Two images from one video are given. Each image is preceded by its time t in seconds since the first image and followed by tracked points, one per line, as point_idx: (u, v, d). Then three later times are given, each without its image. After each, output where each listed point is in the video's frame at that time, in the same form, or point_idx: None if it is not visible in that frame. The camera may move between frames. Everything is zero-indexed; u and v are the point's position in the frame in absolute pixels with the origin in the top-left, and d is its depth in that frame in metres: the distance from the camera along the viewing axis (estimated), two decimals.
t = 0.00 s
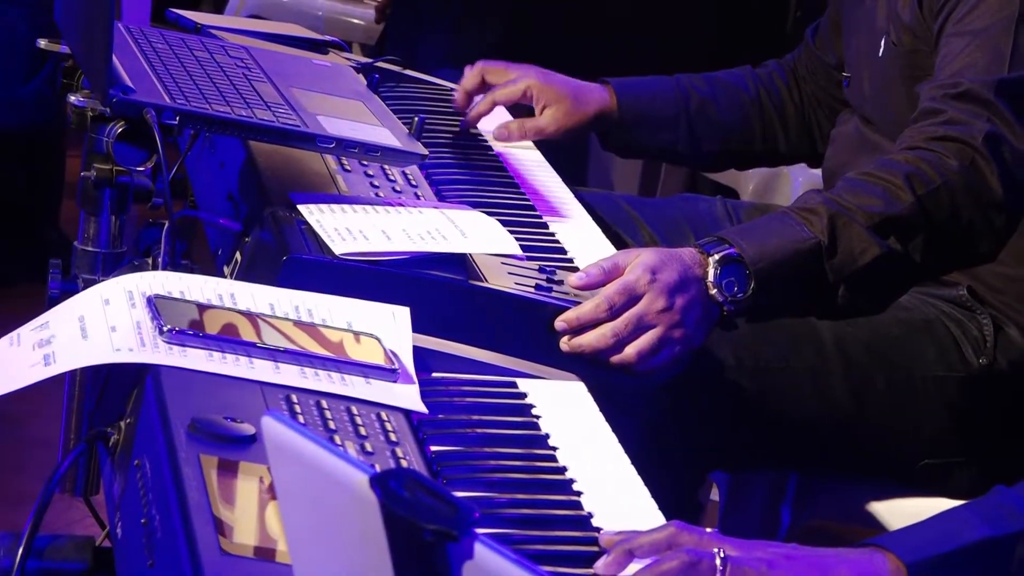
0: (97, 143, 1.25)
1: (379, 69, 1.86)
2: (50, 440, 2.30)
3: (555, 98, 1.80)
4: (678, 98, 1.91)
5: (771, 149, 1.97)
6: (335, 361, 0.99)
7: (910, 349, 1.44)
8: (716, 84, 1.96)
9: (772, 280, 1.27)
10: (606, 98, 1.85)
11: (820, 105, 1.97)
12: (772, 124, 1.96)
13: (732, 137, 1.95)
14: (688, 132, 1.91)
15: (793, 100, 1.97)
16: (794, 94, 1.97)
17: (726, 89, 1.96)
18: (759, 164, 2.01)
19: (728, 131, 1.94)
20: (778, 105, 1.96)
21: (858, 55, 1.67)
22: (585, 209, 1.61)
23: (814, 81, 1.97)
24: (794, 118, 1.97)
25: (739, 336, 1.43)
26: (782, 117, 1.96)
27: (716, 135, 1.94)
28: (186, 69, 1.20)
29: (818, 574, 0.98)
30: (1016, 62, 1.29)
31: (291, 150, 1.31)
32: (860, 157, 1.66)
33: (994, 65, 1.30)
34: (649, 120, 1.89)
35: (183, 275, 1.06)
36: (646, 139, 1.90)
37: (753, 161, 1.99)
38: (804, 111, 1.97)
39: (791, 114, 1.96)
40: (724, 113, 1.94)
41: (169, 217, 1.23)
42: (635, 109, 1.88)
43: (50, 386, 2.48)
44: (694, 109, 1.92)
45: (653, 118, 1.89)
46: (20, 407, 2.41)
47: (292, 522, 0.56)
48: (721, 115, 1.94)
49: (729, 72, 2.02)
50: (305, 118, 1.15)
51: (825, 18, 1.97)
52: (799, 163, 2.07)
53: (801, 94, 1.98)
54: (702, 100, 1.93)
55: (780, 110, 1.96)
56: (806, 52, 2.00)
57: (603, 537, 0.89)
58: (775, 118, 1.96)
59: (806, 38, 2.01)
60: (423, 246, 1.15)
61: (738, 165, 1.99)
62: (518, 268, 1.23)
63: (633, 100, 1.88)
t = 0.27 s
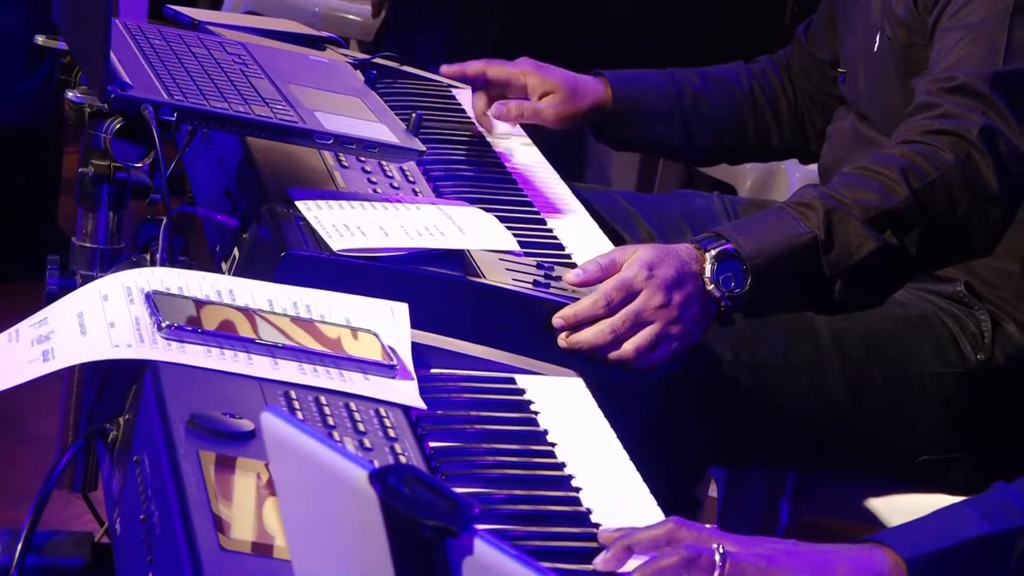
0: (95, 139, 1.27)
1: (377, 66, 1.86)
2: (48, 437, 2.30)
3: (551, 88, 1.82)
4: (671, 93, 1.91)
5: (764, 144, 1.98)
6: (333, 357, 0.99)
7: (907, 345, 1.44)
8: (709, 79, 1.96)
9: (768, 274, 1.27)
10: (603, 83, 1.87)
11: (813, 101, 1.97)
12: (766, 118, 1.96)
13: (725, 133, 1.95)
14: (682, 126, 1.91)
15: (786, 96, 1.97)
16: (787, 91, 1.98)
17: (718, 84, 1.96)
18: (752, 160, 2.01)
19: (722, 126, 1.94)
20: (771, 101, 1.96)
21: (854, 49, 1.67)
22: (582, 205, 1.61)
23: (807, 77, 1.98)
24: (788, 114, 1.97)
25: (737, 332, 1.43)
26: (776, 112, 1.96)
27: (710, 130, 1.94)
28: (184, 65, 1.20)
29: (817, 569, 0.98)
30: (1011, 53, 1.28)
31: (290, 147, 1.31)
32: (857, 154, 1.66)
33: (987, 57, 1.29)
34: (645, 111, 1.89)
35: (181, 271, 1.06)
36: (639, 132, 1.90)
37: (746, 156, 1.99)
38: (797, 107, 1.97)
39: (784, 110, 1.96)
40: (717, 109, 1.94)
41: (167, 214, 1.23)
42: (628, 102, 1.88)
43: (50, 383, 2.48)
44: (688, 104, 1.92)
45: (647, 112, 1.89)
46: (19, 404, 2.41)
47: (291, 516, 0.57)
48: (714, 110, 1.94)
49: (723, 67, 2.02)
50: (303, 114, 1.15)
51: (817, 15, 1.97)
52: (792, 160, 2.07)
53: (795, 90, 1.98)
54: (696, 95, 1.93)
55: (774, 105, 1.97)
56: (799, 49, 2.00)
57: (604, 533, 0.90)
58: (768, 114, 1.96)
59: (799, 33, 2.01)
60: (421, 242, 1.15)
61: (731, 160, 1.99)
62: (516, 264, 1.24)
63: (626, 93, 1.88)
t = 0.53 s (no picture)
0: (98, 135, 1.27)
1: (380, 63, 1.86)
2: (52, 433, 2.30)
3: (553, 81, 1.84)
4: (674, 86, 1.91)
5: (766, 142, 1.98)
6: (337, 354, 0.99)
7: (910, 343, 1.45)
8: (713, 73, 1.96)
9: (771, 272, 1.27)
10: (605, 75, 1.87)
11: (815, 96, 1.97)
12: (768, 114, 1.96)
13: (727, 128, 1.95)
14: (683, 121, 1.91)
15: (789, 91, 1.97)
16: (790, 86, 1.97)
17: (721, 78, 1.96)
18: (753, 154, 2.01)
19: (724, 121, 1.95)
20: (774, 96, 1.96)
21: (858, 47, 1.67)
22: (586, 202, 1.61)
23: (810, 72, 1.97)
24: (790, 109, 1.96)
25: (740, 330, 1.43)
26: (778, 106, 1.96)
27: (711, 125, 1.94)
28: (188, 61, 1.21)
29: (821, 566, 0.98)
30: (1016, 51, 1.29)
31: (294, 144, 1.31)
32: (861, 151, 1.66)
33: (992, 55, 1.30)
34: (644, 103, 1.89)
35: (185, 267, 1.06)
36: (641, 125, 1.90)
37: (747, 152, 1.99)
38: (800, 103, 1.97)
39: (787, 105, 1.96)
40: (720, 103, 1.94)
41: (172, 210, 1.23)
42: (631, 94, 1.88)
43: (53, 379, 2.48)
44: (689, 98, 1.92)
45: (647, 105, 1.89)
46: (21, 402, 2.41)
47: (298, 517, 0.56)
48: (715, 104, 1.94)
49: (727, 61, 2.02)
50: (307, 111, 1.16)
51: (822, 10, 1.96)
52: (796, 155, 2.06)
53: (798, 85, 1.98)
54: (698, 89, 1.93)
55: (776, 100, 1.96)
56: (803, 44, 1.99)
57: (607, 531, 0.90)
58: (771, 110, 1.96)
59: (803, 29, 2.00)
60: (425, 239, 1.15)
61: (732, 155, 1.99)
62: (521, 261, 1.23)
63: (629, 86, 1.88)
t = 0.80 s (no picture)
0: (99, 133, 1.27)
1: (381, 61, 1.86)
2: (54, 431, 2.30)
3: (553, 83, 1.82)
4: (674, 87, 1.90)
5: (767, 141, 1.98)
6: (337, 352, 0.99)
7: (911, 342, 1.45)
8: (713, 74, 1.96)
9: (773, 270, 1.27)
10: (604, 80, 1.87)
11: (819, 93, 1.97)
12: (769, 115, 1.96)
13: (728, 128, 1.95)
14: (684, 122, 1.91)
15: (790, 91, 1.97)
16: (792, 84, 1.97)
17: (722, 79, 1.96)
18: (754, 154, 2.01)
19: (725, 122, 1.95)
20: (775, 97, 1.96)
21: (860, 45, 1.67)
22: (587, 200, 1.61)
23: (814, 70, 1.97)
24: (792, 108, 1.96)
25: (742, 328, 1.43)
26: (779, 106, 1.96)
27: (713, 126, 1.94)
28: (189, 59, 1.21)
29: (821, 563, 0.98)
30: (1018, 50, 1.30)
31: (295, 143, 1.31)
32: (862, 150, 1.66)
33: (994, 54, 1.31)
34: (644, 106, 1.89)
35: (185, 266, 1.06)
36: (641, 127, 1.90)
37: (748, 152, 1.99)
38: (802, 101, 1.97)
39: (788, 104, 1.96)
40: (720, 104, 1.94)
41: (173, 208, 1.23)
42: (631, 99, 1.88)
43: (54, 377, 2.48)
44: (690, 99, 1.91)
45: (647, 107, 1.89)
46: (23, 400, 2.41)
47: (300, 514, 0.56)
48: (716, 104, 1.94)
49: (728, 62, 2.02)
50: (308, 109, 1.16)
51: (826, 8, 1.96)
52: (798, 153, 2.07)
53: (800, 83, 1.98)
54: (699, 90, 1.92)
55: (777, 99, 1.96)
56: (807, 42, 1.99)
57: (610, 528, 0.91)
58: (772, 110, 1.96)
59: (806, 29, 2.00)
60: (426, 237, 1.15)
61: (732, 156, 1.99)
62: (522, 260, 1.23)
63: (629, 90, 1.88)
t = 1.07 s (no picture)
0: (98, 132, 1.27)
1: (381, 59, 1.85)
2: (54, 430, 2.30)
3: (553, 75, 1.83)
4: (674, 76, 1.91)
5: (766, 137, 1.98)
6: (337, 351, 0.99)
7: (910, 341, 1.44)
8: (713, 66, 1.96)
9: (773, 270, 1.26)
10: (603, 70, 1.87)
11: (820, 91, 1.97)
12: (769, 110, 1.96)
13: (727, 122, 1.95)
14: (682, 114, 1.91)
15: (791, 84, 1.97)
16: (792, 79, 1.97)
17: (723, 72, 1.96)
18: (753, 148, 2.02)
19: (724, 114, 1.95)
20: (776, 91, 1.96)
21: (861, 46, 1.67)
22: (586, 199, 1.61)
23: (815, 66, 1.97)
24: (792, 102, 1.96)
25: (741, 327, 1.43)
26: (779, 99, 1.96)
27: (711, 117, 1.94)
28: (188, 58, 1.21)
29: (820, 561, 0.98)
30: (1019, 53, 1.30)
31: (294, 142, 1.31)
32: (863, 150, 1.66)
33: (995, 56, 1.31)
34: (645, 95, 1.89)
35: (185, 264, 1.06)
36: (640, 116, 1.90)
37: (747, 146, 1.99)
38: (802, 95, 1.97)
39: (789, 98, 1.96)
40: (719, 96, 1.94)
41: (171, 207, 1.23)
42: (630, 85, 1.88)
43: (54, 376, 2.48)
44: (690, 89, 1.91)
45: (646, 96, 1.89)
46: (23, 399, 2.41)
47: (299, 513, 0.56)
48: (715, 97, 1.94)
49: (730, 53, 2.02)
50: (306, 107, 1.16)
51: (827, 5, 1.96)
52: (797, 150, 2.06)
53: (801, 78, 1.97)
54: (699, 81, 1.92)
55: (777, 93, 1.96)
56: (808, 39, 1.99)
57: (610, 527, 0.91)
58: (772, 107, 1.96)
59: (806, 28, 2.00)
60: (425, 236, 1.15)
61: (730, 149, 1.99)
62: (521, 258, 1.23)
63: (630, 78, 1.88)
